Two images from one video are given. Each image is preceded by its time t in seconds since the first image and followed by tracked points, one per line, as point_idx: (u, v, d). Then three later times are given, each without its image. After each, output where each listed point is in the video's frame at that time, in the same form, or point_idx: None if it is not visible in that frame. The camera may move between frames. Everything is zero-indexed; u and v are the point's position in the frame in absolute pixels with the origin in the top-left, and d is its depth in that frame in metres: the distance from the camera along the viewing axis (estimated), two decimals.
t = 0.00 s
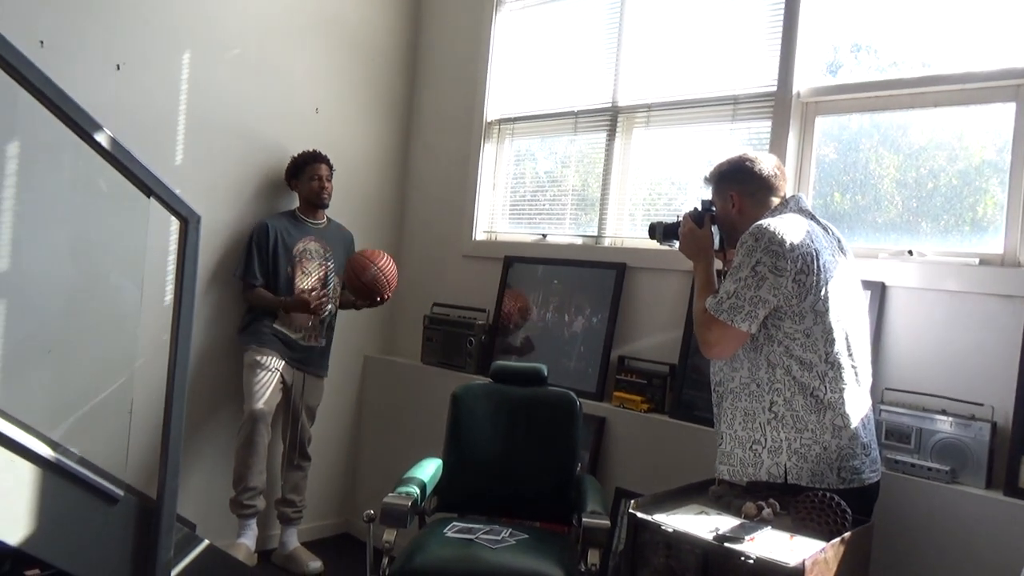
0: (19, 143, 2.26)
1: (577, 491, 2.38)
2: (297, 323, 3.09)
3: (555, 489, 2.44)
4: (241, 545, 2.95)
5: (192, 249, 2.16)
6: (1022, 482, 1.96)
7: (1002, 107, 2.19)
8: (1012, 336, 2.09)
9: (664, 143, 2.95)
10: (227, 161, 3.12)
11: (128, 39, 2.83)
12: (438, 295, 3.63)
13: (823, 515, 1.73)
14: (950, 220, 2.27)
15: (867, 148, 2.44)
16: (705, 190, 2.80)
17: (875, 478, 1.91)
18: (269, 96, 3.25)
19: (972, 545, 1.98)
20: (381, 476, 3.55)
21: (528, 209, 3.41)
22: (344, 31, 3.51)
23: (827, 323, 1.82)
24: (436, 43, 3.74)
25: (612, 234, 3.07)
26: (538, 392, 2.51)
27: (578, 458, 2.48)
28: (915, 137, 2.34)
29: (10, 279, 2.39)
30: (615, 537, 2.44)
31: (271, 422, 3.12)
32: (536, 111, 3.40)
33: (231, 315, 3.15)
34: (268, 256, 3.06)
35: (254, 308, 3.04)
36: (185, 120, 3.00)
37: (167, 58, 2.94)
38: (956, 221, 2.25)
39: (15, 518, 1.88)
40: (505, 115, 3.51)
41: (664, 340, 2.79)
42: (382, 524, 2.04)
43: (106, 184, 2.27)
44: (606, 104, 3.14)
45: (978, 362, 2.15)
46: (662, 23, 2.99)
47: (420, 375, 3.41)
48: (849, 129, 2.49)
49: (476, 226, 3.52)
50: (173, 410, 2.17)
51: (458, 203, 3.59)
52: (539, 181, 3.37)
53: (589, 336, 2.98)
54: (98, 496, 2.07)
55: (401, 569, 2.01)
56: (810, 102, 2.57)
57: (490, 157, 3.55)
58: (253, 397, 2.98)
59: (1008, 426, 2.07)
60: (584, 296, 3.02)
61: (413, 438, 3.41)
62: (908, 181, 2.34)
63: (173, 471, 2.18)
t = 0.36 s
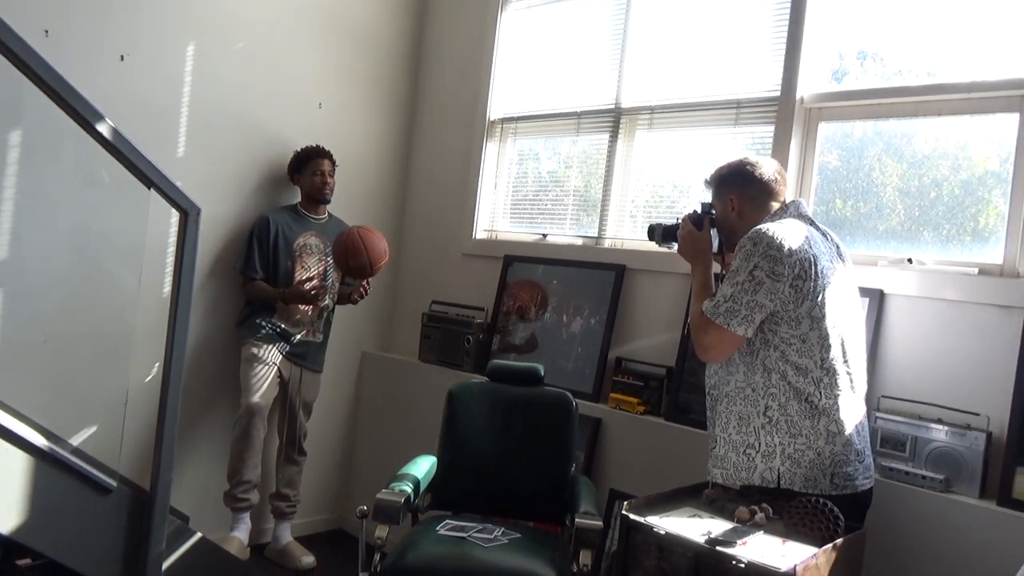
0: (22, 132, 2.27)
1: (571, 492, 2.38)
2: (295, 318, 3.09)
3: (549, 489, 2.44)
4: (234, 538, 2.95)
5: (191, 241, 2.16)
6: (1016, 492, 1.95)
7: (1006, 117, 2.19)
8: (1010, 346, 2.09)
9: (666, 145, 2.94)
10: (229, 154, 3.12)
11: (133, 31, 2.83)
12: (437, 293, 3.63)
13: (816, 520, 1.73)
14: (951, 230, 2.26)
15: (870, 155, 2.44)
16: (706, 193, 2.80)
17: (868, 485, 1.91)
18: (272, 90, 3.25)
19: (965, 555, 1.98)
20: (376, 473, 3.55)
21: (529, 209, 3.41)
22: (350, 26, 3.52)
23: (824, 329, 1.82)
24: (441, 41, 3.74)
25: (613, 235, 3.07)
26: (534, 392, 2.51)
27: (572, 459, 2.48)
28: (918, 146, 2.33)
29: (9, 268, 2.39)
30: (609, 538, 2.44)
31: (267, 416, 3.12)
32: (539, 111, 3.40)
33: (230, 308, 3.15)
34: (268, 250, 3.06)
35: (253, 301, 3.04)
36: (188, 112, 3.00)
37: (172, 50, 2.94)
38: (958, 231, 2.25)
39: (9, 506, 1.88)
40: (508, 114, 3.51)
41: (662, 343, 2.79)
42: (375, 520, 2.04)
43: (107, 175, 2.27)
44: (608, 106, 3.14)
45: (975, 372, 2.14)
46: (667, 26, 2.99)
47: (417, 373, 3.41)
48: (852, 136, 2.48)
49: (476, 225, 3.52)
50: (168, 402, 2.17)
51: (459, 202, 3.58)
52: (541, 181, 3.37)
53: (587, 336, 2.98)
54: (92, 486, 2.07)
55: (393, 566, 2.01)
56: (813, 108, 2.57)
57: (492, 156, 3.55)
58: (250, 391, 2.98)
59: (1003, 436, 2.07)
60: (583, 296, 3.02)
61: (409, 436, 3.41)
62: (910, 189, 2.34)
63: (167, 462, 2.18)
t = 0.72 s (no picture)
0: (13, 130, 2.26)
1: (564, 489, 2.38)
2: (289, 317, 3.08)
3: (542, 486, 2.44)
4: (228, 537, 2.94)
5: (184, 240, 2.16)
6: (1008, 488, 1.96)
7: (1000, 113, 2.19)
8: (1003, 343, 2.09)
9: (660, 143, 2.94)
10: (223, 153, 3.12)
11: (126, 29, 2.82)
12: (432, 291, 3.63)
13: (808, 517, 1.73)
14: (946, 227, 2.26)
15: (866, 153, 2.43)
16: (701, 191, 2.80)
17: (861, 481, 1.91)
18: (267, 88, 3.24)
19: (957, 551, 1.98)
20: (371, 471, 3.55)
21: (523, 207, 3.40)
22: (344, 25, 3.51)
23: (815, 326, 1.82)
24: (435, 39, 3.74)
25: (607, 233, 3.07)
26: (527, 389, 2.51)
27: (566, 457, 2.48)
28: (915, 143, 2.33)
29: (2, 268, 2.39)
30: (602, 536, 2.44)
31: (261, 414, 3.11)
32: (533, 109, 3.39)
33: (224, 307, 3.15)
34: (262, 249, 3.05)
35: (247, 300, 3.04)
36: (182, 111, 2.99)
37: (165, 48, 2.93)
38: (953, 228, 2.25)
39: None
40: (502, 113, 3.51)
41: (656, 341, 2.79)
42: (368, 519, 2.04)
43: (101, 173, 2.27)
44: (602, 104, 3.14)
45: (968, 368, 2.14)
46: (661, 22, 2.98)
47: (412, 372, 3.41)
48: (847, 134, 2.48)
49: (471, 223, 3.52)
50: (161, 401, 2.17)
51: (454, 200, 3.58)
52: (536, 179, 3.36)
53: (581, 334, 2.98)
54: (83, 485, 2.07)
55: (385, 565, 2.01)
56: (806, 105, 2.57)
57: (486, 154, 3.55)
58: (243, 389, 2.98)
59: (996, 432, 2.07)
60: (577, 294, 3.02)
61: (404, 434, 3.41)
62: (906, 186, 2.34)
63: (160, 461, 2.18)
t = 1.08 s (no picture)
0: None
1: (566, 485, 2.38)
2: (284, 323, 3.07)
3: (543, 483, 2.44)
4: (232, 546, 2.94)
5: (175, 250, 2.15)
6: (1008, 465, 1.96)
7: (987, 92, 2.20)
8: (998, 321, 2.09)
9: (649, 135, 2.94)
10: (212, 161, 3.11)
11: (109, 41, 2.82)
12: (427, 292, 3.62)
13: (809, 501, 1.74)
14: (938, 208, 2.26)
15: (857, 137, 2.43)
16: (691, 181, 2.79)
17: (860, 464, 1.92)
18: (253, 95, 3.24)
19: (961, 531, 1.98)
20: (373, 474, 3.54)
21: (515, 204, 3.40)
22: (328, 28, 3.50)
23: (808, 311, 1.82)
24: (420, 39, 3.74)
25: (599, 227, 3.07)
26: (525, 386, 2.51)
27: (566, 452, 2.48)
28: (906, 125, 2.33)
29: None
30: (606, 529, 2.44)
31: (260, 421, 3.11)
32: (521, 106, 3.39)
33: (219, 315, 3.14)
34: (254, 257, 3.05)
35: (241, 307, 3.03)
36: (168, 120, 2.99)
37: (149, 58, 2.93)
38: (945, 209, 2.25)
39: None
40: (490, 110, 3.50)
41: (652, 333, 2.79)
42: (370, 522, 2.04)
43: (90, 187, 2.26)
44: (590, 98, 3.14)
45: (965, 348, 2.15)
46: (645, 14, 2.98)
47: (410, 373, 3.40)
48: (837, 119, 2.48)
49: (463, 222, 3.51)
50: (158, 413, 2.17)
51: (445, 200, 3.58)
52: (527, 176, 3.36)
53: (577, 329, 2.98)
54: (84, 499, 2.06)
55: (389, 567, 2.01)
56: (793, 92, 2.57)
57: (476, 153, 3.54)
58: (241, 397, 2.98)
59: (993, 410, 2.08)
60: (571, 289, 3.02)
61: (405, 436, 3.40)
62: (898, 169, 2.34)
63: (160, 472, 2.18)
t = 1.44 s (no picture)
0: None
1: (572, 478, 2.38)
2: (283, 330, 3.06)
3: (549, 477, 2.45)
4: (242, 555, 2.94)
5: (169, 264, 2.15)
6: (1011, 436, 1.96)
7: (973, 64, 2.19)
8: (995, 293, 2.09)
9: (637, 124, 2.94)
10: (202, 172, 3.10)
11: (93, 56, 2.81)
12: (425, 292, 3.62)
13: (815, 482, 1.74)
14: (931, 183, 2.26)
15: (847, 117, 2.42)
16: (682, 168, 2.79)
17: (865, 442, 1.92)
18: (240, 104, 3.23)
19: (969, 503, 1.98)
20: (380, 476, 3.55)
21: (507, 200, 3.40)
22: (311, 33, 3.49)
23: (803, 293, 1.83)
24: (404, 40, 3.73)
25: (593, 219, 3.06)
26: (526, 382, 2.51)
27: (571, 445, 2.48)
28: (895, 102, 2.32)
29: None
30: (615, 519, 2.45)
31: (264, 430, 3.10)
32: (509, 101, 3.38)
33: (218, 326, 3.14)
34: (250, 266, 3.04)
35: (239, 317, 3.03)
36: (156, 133, 2.98)
37: (133, 72, 2.92)
38: (937, 184, 2.25)
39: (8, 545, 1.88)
40: (478, 107, 3.49)
41: (651, 321, 2.79)
42: (378, 524, 2.04)
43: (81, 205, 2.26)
44: (577, 90, 3.13)
45: (963, 321, 2.15)
46: (628, 3, 2.97)
47: (412, 374, 3.40)
48: (827, 99, 2.47)
49: (457, 220, 3.51)
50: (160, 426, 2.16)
51: (438, 199, 3.57)
52: (518, 171, 3.36)
53: (576, 322, 2.97)
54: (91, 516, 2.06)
55: (399, 568, 2.01)
56: (780, 74, 2.57)
57: (466, 150, 3.53)
58: (244, 407, 2.99)
59: (994, 382, 2.08)
60: (568, 282, 3.02)
61: (410, 436, 3.40)
62: (890, 146, 2.33)
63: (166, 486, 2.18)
